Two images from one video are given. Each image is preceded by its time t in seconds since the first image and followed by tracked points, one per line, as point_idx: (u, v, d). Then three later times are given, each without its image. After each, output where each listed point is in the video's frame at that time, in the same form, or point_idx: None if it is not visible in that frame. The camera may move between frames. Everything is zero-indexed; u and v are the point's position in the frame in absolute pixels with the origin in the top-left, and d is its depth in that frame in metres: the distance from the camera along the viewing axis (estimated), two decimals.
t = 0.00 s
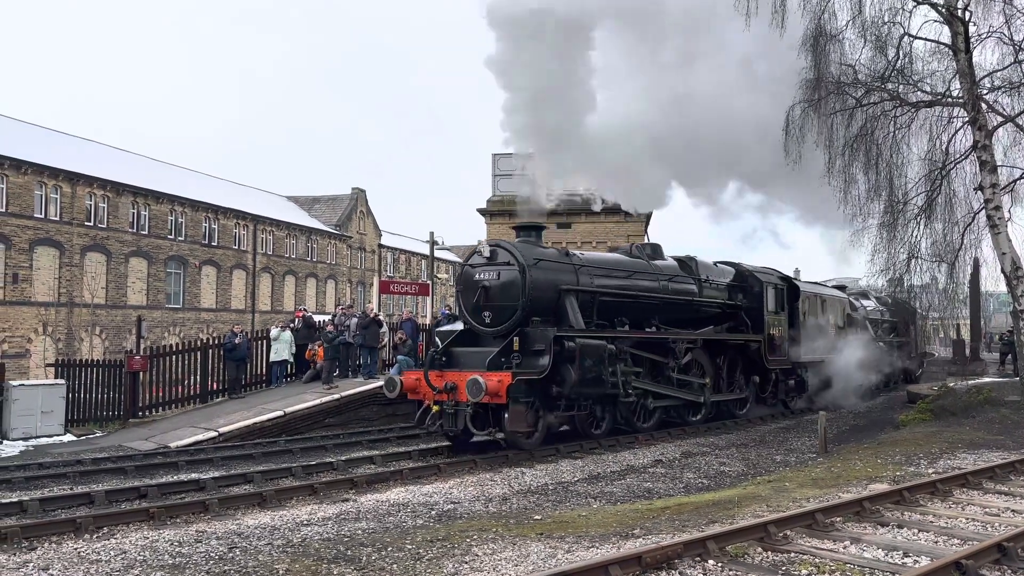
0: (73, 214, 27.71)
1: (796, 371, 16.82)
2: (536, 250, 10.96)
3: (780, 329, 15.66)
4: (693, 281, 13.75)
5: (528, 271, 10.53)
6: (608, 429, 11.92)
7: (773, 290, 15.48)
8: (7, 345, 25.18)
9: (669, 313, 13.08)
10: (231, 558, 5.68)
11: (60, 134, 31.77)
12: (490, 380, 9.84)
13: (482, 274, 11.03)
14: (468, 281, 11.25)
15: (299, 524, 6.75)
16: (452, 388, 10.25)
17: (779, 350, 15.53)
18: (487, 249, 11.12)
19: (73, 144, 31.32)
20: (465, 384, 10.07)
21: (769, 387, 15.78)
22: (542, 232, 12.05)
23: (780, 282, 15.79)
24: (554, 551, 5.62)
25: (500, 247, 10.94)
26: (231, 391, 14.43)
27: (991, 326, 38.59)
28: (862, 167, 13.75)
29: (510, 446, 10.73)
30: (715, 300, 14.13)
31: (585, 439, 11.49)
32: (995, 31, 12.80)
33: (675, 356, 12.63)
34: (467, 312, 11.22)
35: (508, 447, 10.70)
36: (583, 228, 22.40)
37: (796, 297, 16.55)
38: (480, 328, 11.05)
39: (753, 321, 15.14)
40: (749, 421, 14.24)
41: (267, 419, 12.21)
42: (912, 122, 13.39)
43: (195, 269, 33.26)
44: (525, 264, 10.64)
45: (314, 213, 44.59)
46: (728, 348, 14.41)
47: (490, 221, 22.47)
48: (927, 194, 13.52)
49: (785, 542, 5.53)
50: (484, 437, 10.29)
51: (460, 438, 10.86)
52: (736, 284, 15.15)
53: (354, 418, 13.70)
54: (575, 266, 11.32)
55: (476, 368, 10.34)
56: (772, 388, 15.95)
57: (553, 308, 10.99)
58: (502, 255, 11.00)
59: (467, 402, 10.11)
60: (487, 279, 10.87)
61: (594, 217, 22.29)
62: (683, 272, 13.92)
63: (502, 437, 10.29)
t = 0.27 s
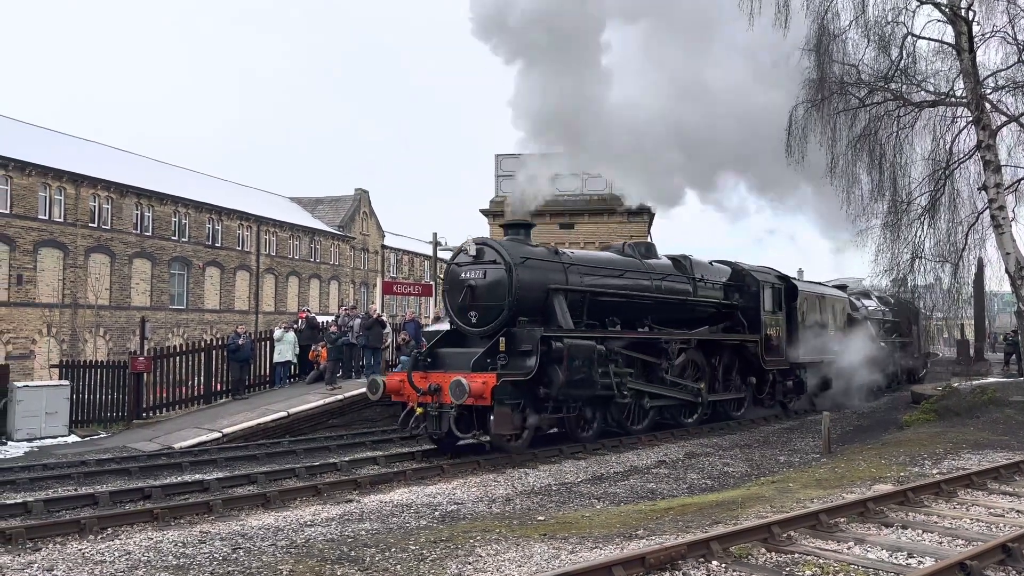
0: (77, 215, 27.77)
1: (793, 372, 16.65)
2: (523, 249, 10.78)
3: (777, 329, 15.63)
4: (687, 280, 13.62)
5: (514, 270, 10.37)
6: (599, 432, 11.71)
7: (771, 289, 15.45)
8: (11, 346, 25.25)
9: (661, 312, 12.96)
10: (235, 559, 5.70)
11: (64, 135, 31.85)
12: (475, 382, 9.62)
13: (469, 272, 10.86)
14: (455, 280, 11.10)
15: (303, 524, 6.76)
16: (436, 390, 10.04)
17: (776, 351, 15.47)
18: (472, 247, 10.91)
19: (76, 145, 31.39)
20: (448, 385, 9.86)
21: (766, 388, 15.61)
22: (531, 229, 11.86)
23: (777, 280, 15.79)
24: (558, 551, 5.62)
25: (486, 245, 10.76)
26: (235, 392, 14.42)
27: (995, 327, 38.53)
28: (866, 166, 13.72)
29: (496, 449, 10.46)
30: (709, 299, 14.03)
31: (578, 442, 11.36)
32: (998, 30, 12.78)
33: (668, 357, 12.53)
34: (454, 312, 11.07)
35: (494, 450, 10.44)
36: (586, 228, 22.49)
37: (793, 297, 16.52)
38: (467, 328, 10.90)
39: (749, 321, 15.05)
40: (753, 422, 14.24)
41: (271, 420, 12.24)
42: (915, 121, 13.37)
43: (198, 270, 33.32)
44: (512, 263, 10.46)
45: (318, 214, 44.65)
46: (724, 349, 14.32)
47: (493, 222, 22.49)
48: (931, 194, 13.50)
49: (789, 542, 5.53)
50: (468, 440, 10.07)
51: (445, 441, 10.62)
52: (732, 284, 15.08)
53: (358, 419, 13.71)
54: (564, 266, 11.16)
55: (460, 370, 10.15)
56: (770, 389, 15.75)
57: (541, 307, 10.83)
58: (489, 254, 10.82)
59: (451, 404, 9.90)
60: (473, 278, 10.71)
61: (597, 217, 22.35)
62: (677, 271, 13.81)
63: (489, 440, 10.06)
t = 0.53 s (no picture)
0: (81, 217, 27.84)
1: (791, 372, 16.56)
2: (510, 248, 10.58)
3: (773, 328, 15.60)
4: (680, 278, 13.50)
5: (500, 269, 10.18)
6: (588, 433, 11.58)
7: (768, 288, 15.42)
8: (16, 348, 25.31)
9: (654, 312, 12.82)
10: (239, 559, 5.71)
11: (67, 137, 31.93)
12: (458, 383, 9.41)
13: (454, 271, 10.66)
14: (440, 279, 10.91)
15: (307, 525, 6.77)
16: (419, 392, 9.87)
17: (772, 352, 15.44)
18: (458, 245, 10.70)
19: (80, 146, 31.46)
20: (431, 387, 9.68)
21: (763, 390, 15.48)
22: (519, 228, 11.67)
23: (774, 279, 15.77)
24: (562, 552, 5.62)
25: (471, 243, 10.55)
26: (238, 393, 14.41)
27: (999, 327, 38.46)
28: (870, 167, 13.70)
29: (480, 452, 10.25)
30: (703, 298, 13.93)
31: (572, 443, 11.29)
32: (1002, 30, 12.75)
33: (661, 357, 12.37)
34: (438, 312, 10.89)
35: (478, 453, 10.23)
36: (589, 229, 22.37)
37: (791, 297, 16.50)
38: (451, 329, 10.71)
39: (745, 320, 14.99)
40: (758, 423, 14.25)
41: (274, 421, 12.27)
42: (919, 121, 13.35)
43: (202, 271, 33.38)
44: (497, 262, 10.26)
45: (321, 215, 44.71)
46: (720, 350, 14.26)
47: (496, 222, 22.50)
48: (935, 194, 13.46)
49: (793, 543, 5.52)
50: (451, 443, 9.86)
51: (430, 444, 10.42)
52: (729, 283, 15.03)
53: (361, 419, 13.72)
54: (553, 265, 11.00)
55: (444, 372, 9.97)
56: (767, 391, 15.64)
57: (529, 307, 10.64)
58: (474, 252, 10.61)
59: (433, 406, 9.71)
60: (458, 277, 10.50)
61: (600, 217, 22.25)
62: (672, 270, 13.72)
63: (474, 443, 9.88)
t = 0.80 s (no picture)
0: (85, 217, 27.90)
1: (789, 374, 16.43)
2: (495, 247, 10.48)
3: (771, 328, 15.58)
4: (673, 277, 13.41)
5: (485, 269, 10.08)
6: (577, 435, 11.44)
7: (765, 288, 15.39)
8: (20, 348, 25.39)
9: (647, 311, 12.74)
10: (242, 559, 5.72)
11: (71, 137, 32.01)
12: (440, 385, 9.26)
13: (439, 270, 10.55)
14: (425, 278, 10.81)
15: (310, 525, 6.78)
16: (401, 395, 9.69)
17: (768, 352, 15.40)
18: (442, 244, 10.56)
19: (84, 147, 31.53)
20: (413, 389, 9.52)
21: (759, 391, 15.34)
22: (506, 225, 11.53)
23: (771, 278, 15.76)
24: (565, 552, 5.63)
25: (456, 242, 10.43)
26: (242, 394, 14.51)
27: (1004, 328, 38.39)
28: (874, 167, 13.68)
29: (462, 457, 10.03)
30: (697, 298, 13.87)
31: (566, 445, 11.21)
32: (1007, 30, 12.71)
33: (652, 358, 12.24)
34: (423, 311, 10.80)
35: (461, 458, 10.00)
36: (592, 229, 22.21)
37: (787, 297, 16.47)
38: (436, 329, 10.63)
39: (741, 321, 14.99)
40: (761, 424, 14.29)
41: (278, 421, 12.29)
42: (923, 122, 13.31)
43: (206, 271, 33.45)
44: (482, 261, 10.15)
45: (325, 215, 44.77)
46: (714, 351, 14.21)
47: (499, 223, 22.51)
48: (939, 194, 13.44)
49: (797, 543, 5.52)
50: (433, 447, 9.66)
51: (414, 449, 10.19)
52: (724, 283, 15.01)
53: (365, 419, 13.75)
54: (540, 263, 10.88)
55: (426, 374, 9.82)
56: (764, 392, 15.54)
57: (515, 306, 10.53)
58: (459, 251, 10.49)
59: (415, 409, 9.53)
60: (442, 276, 10.40)
61: (604, 218, 22.14)
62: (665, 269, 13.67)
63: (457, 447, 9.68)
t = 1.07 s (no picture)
0: (89, 217, 27.96)
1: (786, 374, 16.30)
2: (480, 245, 10.39)
3: (767, 327, 15.52)
4: (666, 276, 13.34)
5: (468, 267, 9.99)
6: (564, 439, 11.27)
7: (761, 287, 15.35)
8: (24, 348, 25.45)
9: (639, 310, 12.67)
10: (246, 559, 5.73)
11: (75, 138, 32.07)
12: (420, 387, 9.13)
13: (422, 268, 10.45)
14: (408, 276, 10.71)
15: (313, 525, 6.79)
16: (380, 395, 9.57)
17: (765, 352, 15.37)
18: (426, 241, 10.47)
19: (88, 147, 31.59)
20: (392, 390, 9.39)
21: (755, 392, 15.28)
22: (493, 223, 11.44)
23: (769, 277, 15.78)
24: (568, 553, 5.62)
25: (439, 239, 10.33)
26: (246, 393, 14.54)
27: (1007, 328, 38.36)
28: (877, 167, 13.66)
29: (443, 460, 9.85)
30: (691, 297, 13.83)
31: (561, 446, 11.17)
32: (1011, 30, 12.67)
33: (644, 358, 12.16)
34: (406, 310, 10.70)
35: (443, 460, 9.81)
36: (595, 228, 22.19)
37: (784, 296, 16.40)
38: (419, 328, 10.53)
39: (736, 320, 14.95)
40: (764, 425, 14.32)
41: (281, 421, 12.31)
42: (926, 122, 13.28)
43: (209, 271, 33.51)
44: (465, 259, 10.06)
45: (328, 215, 44.83)
46: (708, 350, 14.18)
47: (502, 223, 22.48)
48: (943, 194, 13.41)
49: (800, 544, 5.51)
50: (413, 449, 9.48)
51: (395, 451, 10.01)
52: (719, 282, 14.96)
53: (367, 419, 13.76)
54: (528, 261, 10.81)
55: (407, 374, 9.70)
56: (759, 393, 15.46)
57: (501, 305, 10.43)
58: (442, 248, 10.40)
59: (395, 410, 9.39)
60: (425, 274, 10.30)
61: (606, 218, 22.15)
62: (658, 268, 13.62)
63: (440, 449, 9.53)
